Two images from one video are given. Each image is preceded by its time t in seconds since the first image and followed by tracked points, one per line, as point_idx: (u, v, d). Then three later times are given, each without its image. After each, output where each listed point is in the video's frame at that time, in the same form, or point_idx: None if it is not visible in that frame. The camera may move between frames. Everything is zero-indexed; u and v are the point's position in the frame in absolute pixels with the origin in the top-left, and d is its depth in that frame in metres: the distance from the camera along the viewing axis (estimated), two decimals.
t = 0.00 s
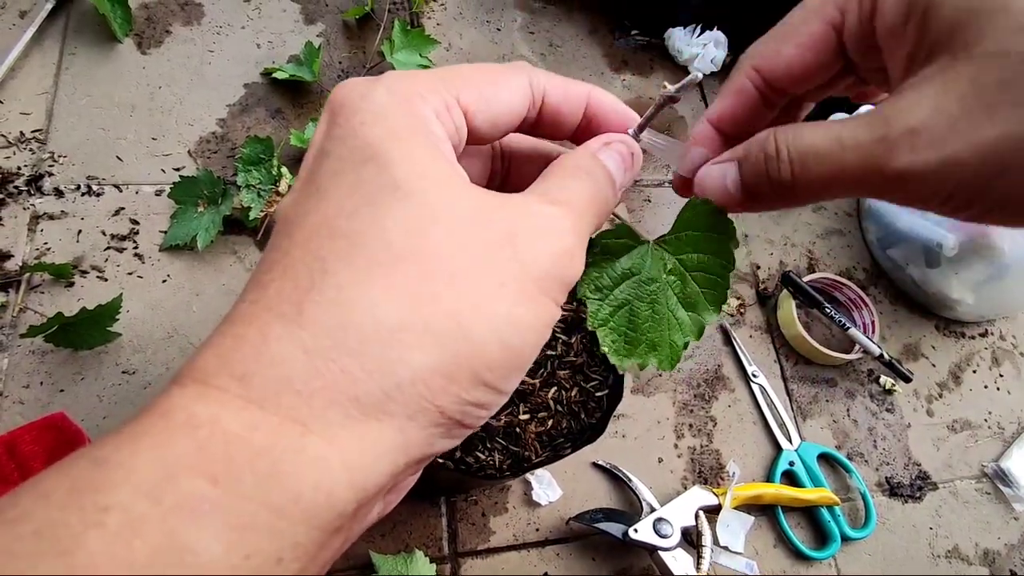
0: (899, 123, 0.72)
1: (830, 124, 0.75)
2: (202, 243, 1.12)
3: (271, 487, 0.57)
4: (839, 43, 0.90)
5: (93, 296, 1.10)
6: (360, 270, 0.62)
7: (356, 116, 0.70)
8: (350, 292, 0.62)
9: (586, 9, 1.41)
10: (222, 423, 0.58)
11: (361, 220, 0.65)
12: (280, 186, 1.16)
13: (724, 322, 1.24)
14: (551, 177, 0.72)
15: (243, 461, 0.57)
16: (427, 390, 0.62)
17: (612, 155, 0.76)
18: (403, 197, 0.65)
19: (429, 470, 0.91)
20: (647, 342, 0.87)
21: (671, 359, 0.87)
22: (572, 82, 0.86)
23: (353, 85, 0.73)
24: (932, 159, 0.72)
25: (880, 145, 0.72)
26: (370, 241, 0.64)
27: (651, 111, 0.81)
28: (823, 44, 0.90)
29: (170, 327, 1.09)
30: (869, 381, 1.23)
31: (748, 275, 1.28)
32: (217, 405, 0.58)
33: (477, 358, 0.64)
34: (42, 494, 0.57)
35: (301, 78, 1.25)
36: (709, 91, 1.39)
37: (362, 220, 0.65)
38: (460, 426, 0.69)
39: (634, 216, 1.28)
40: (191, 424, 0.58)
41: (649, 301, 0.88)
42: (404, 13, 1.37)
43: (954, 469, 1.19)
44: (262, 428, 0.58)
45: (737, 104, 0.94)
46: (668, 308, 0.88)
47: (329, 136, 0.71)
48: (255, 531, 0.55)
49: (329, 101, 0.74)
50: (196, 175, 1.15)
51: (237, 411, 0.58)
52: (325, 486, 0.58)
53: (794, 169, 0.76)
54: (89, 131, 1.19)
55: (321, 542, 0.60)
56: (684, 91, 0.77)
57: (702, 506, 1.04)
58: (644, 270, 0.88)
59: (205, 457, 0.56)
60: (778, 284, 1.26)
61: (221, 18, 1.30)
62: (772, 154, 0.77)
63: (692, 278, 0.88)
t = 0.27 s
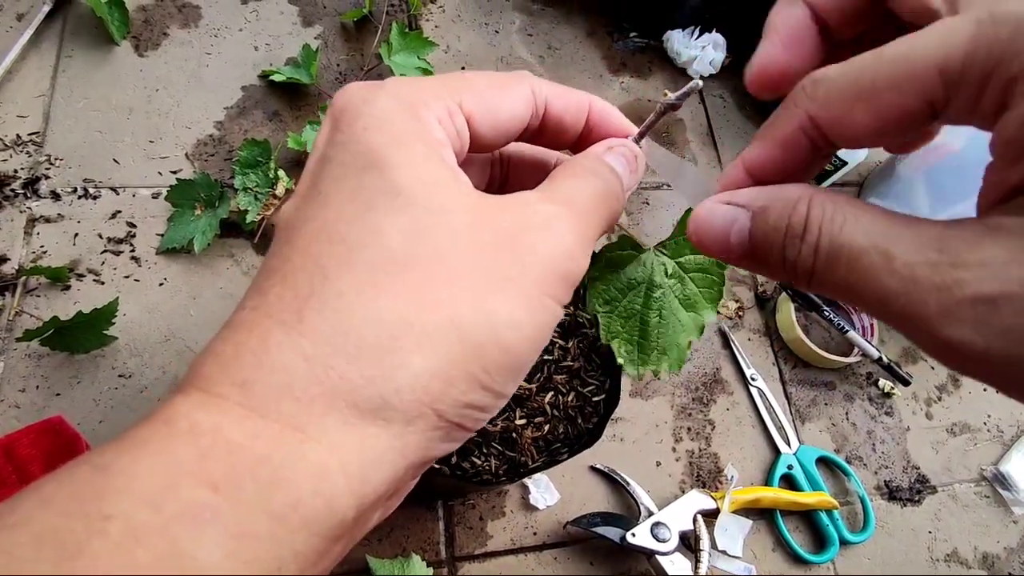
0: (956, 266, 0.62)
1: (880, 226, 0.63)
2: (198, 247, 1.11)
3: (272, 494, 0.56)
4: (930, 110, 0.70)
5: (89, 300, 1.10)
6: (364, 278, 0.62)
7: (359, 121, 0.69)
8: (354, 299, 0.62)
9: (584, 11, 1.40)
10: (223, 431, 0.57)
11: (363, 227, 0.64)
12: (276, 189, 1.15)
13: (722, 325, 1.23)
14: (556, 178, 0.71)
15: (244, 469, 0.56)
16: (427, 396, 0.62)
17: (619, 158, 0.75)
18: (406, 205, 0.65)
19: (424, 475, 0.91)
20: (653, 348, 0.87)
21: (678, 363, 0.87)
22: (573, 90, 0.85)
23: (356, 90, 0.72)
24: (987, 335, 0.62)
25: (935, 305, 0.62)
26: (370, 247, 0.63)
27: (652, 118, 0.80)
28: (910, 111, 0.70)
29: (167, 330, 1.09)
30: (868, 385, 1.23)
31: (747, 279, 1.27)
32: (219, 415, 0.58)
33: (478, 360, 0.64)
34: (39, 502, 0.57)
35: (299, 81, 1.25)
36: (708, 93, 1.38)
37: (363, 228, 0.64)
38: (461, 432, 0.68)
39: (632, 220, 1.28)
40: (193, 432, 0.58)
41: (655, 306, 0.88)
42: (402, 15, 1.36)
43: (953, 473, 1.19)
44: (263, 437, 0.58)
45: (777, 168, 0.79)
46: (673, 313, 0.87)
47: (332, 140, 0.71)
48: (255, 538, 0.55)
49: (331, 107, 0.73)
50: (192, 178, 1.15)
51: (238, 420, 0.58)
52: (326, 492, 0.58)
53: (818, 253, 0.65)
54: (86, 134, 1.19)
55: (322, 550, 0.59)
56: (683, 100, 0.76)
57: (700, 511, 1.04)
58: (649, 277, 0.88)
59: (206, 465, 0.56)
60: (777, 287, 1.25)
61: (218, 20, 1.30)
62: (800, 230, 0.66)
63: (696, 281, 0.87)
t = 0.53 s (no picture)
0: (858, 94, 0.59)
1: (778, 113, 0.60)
2: (199, 244, 1.12)
3: (277, 490, 0.56)
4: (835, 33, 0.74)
5: (90, 296, 1.10)
6: (369, 273, 0.62)
7: (369, 118, 0.69)
8: (362, 296, 0.62)
9: (584, 9, 1.41)
10: (228, 426, 0.58)
11: (369, 223, 0.64)
12: (277, 186, 1.16)
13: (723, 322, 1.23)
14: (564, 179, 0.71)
15: (250, 465, 0.56)
16: (432, 393, 0.62)
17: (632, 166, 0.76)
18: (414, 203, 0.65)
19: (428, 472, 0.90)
20: (651, 354, 0.87)
21: (673, 371, 0.86)
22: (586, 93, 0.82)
23: (366, 88, 0.72)
24: (886, 136, 0.59)
25: (854, 102, 0.58)
26: (376, 244, 0.63)
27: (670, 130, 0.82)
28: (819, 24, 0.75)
29: (167, 327, 1.09)
30: (868, 381, 1.23)
31: (747, 276, 1.27)
32: (223, 409, 0.58)
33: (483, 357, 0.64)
34: (42, 496, 0.57)
35: (299, 78, 1.25)
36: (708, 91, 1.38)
37: (369, 223, 0.64)
38: (465, 427, 0.68)
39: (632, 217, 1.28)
40: (196, 427, 0.58)
41: (655, 312, 0.88)
42: (402, 13, 1.36)
43: (953, 469, 1.19)
44: (269, 434, 0.58)
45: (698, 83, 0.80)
46: (671, 320, 0.87)
47: (341, 136, 0.71)
48: (259, 534, 0.55)
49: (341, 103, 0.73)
50: (193, 175, 1.15)
51: (244, 415, 0.58)
52: (331, 488, 0.58)
53: (713, 120, 0.62)
54: (86, 132, 1.19)
55: (326, 545, 0.59)
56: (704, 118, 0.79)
57: (700, 507, 1.04)
58: (651, 283, 0.88)
59: (210, 459, 0.56)
60: (777, 284, 1.26)
61: (218, 18, 1.30)
62: (694, 79, 0.62)
63: (695, 290, 0.88)
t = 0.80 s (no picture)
0: None
1: None
2: (202, 239, 1.12)
3: (279, 480, 0.57)
4: None
5: (93, 292, 1.10)
6: (367, 261, 0.62)
7: (364, 109, 0.69)
8: (358, 285, 0.61)
9: (585, 7, 1.41)
10: (227, 414, 0.58)
11: (365, 212, 0.64)
12: (279, 182, 1.16)
13: (723, 318, 1.24)
14: (563, 167, 0.73)
15: (251, 455, 0.57)
16: (433, 379, 0.63)
17: (624, 152, 0.78)
18: (412, 191, 0.65)
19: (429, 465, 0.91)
20: (652, 343, 0.87)
21: (675, 360, 0.87)
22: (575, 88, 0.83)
23: (361, 80, 0.72)
24: None
25: None
26: (371, 230, 0.63)
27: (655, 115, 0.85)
28: None
29: (168, 322, 1.10)
30: (868, 377, 1.23)
31: (748, 272, 1.28)
32: (223, 397, 0.58)
33: (484, 345, 0.65)
34: (46, 486, 0.57)
35: (301, 75, 1.25)
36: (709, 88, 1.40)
37: (366, 212, 0.64)
38: (465, 418, 0.69)
39: (633, 214, 1.29)
40: (197, 416, 0.58)
41: (654, 302, 0.88)
42: (403, 11, 1.37)
43: (952, 465, 1.20)
44: (269, 422, 0.58)
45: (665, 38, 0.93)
46: (671, 310, 0.88)
47: (335, 126, 0.71)
48: (262, 525, 0.55)
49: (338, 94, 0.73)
50: (195, 172, 1.15)
51: (245, 404, 0.58)
52: (333, 478, 0.59)
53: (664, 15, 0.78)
54: (89, 128, 1.20)
55: (327, 534, 0.60)
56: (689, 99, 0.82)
57: (700, 502, 1.04)
58: (648, 273, 0.88)
59: (211, 449, 0.56)
60: (777, 281, 1.26)
61: (220, 15, 1.30)
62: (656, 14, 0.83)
63: (695, 279, 0.88)
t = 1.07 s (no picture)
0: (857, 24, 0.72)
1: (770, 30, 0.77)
2: (201, 238, 1.12)
3: (282, 490, 0.56)
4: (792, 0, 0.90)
5: (92, 291, 1.10)
6: (372, 267, 0.62)
7: (365, 108, 0.69)
8: (365, 292, 0.62)
9: (584, 5, 1.41)
10: (231, 425, 0.58)
11: (369, 218, 0.64)
12: (278, 180, 1.16)
13: (723, 316, 1.24)
14: (561, 168, 0.72)
15: (254, 463, 0.56)
16: (441, 389, 0.62)
17: (616, 144, 0.76)
18: (417, 194, 0.65)
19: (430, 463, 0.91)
20: (645, 337, 0.87)
21: (669, 354, 0.87)
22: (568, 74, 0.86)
23: (360, 77, 0.72)
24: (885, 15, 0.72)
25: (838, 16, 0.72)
26: (380, 240, 0.63)
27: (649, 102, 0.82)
28: None
29: (168, 322, 1.09)
30: (868, 376, 1.23)
31: (748, 271, 1.28)
32: (228, 407, 0.58)
33: (489, 353, 0.64)
34: (48, 493, 0.57)
35: (300, 74, 1.25)
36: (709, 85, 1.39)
37: (370, 217, 0.64)
38: (470, 423, 0.68)
39: (632, 212, 1.28)
40: (200, 426, 0.58)
41: (647, 293, 0.88)
42: (403, 9, 1.36)
43: (953, 463, 1.20)
44: (271, 430, 0.58)
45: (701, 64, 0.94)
46: (664, 302, 0.89)
47: (334, 126, 0.71)
48: (264, 534, 0.55)
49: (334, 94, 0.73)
50: (194, 170, 1.15)
51: (247, 413, 0.58)
52: (337, 486, 0.58)
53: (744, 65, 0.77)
54: (87, 127, 1.19)
55: (332, 543, 0.59)
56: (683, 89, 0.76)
57: (701, 501, 1.04)
58: (641, 263, 0.89)
59: (214, 457, 0.56)
60: (777, 279, 1.26)
61: (219, 13, 1.30)
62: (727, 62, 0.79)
63: (688, 271, 0.89)
